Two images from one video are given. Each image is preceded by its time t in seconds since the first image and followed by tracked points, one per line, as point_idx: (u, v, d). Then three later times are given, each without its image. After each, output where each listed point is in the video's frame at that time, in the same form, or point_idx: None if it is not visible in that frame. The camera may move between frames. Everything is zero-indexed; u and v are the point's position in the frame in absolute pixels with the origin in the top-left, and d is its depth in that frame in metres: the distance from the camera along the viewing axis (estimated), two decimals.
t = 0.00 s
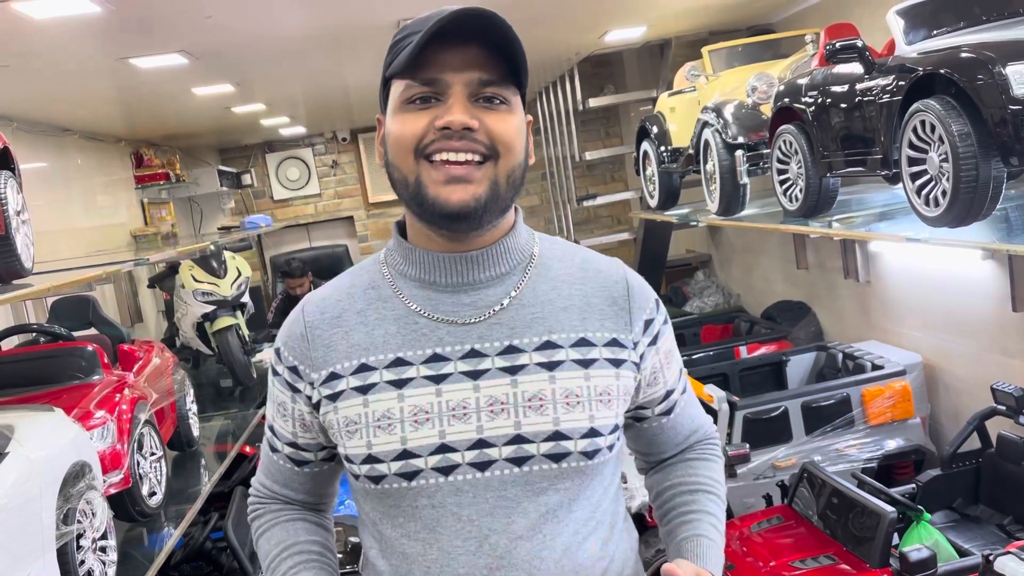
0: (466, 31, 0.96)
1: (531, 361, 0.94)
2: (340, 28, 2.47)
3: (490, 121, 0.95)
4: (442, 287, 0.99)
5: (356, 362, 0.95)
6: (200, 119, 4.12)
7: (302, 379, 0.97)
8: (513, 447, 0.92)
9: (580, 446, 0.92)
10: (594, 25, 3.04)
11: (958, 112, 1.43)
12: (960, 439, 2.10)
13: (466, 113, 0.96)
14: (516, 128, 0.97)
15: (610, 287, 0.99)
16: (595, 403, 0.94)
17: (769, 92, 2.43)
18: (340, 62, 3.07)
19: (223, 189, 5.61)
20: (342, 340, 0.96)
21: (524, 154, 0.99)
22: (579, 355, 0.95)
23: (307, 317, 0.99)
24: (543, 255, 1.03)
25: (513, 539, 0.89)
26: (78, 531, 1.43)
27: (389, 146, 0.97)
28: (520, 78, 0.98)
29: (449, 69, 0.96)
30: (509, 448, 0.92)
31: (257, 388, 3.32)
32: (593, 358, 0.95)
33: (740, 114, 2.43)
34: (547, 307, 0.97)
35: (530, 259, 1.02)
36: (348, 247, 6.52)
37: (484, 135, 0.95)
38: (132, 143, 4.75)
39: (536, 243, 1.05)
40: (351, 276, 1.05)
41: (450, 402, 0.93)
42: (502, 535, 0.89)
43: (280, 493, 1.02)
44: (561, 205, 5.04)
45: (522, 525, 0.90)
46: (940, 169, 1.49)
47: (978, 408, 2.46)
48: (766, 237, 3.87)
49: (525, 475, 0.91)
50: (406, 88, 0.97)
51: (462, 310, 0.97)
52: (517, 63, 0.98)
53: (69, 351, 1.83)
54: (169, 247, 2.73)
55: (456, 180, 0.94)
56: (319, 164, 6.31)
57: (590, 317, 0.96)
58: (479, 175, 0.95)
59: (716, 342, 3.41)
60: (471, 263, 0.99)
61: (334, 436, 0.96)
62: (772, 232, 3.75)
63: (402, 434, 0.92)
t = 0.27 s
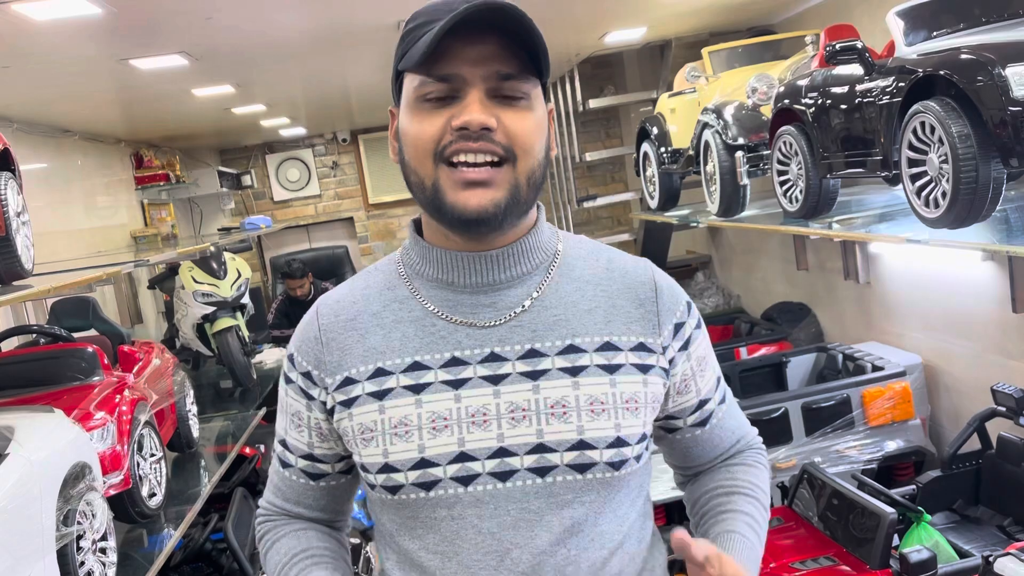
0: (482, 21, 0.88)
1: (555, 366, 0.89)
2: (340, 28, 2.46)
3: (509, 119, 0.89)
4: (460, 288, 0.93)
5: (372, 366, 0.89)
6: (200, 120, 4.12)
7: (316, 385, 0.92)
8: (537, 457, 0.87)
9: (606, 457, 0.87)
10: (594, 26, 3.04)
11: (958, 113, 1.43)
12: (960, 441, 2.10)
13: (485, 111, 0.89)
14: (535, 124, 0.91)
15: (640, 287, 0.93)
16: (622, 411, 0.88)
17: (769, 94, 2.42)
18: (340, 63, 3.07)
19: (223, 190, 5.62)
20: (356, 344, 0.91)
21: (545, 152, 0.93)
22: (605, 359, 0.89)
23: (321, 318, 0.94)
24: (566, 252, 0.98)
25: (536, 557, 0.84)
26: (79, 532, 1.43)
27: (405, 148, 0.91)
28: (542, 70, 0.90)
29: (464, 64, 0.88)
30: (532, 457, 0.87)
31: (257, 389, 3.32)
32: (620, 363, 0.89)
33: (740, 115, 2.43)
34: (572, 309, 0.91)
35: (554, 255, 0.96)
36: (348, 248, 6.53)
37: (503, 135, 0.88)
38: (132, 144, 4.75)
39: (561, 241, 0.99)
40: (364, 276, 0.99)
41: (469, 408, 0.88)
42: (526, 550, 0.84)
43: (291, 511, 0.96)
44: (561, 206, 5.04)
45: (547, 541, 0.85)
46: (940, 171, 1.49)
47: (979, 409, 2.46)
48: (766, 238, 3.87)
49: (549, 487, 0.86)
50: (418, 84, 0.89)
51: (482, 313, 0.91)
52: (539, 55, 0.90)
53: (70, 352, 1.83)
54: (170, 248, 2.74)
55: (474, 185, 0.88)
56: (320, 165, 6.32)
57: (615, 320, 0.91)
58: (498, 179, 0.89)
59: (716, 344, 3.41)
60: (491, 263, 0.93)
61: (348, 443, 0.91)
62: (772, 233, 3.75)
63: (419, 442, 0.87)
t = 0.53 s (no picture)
0: (458, 42, 0.92)
1: (570, 373, 0.95)
2: (340, 30, 2.47)
3: (502, 137, 0.94)
4: (472, 297, 1.00)
5: (390, 377, 0.96)
6: (200, 121, 4.12)
7: (336, 395, 0.98)
8: (556, 465, 0.94)
9: (626, 463, 0.93)
10: (594, 27, 3.04)
11: (958, 114, 1.43)
12: (960, 442, 2.10)
13: (478, 133, 0.94)
14: (527, 135, 0.96)
15: (653, 288, 0.99)
16: (638, 417, 0.95)
17: (769, 95, 2.45)
18: (341, 64, 3.07)
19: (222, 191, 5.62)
20: (374, 356, 0.98)
21: (543, 156, 0.99)
22: (620, 364, 0.95)
23: (337, 327, 1.01)
24: (579, 258, 1.04)
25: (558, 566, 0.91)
26: (79, 533, 1.43)
27: (404, 178, 0.97)
28: (523, 73, 0.95)
29: (446, 88, 0.93)
30: (551, 466, 0.94)
31: (257, 390, 3.32)
32: (636, 365, 0.95)
33: (740, 116, 2.43)
34: (586, 316, 0.98)
35: (569, 259, 1.03)
36: (348, 248, 6.52)
37: (502, 155, 0.94)
38: (131, 145, 4.75)
39: (573, 241, 1.06)
40: (382, 287, 1.06)
41: (489, 418, 0.94)
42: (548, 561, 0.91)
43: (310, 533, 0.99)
44: (561, 206, 5.04)
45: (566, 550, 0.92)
46: (940, 172, 1.49)
47: (979, 410, 2.46)
48: (766, 239, 3.87)
49: (570, 495, 0.93)
50: (406, 119, 0.95)
51: (499, 322, 0.98)
52: (517, 60, 0.94)
53: (70, 353, 1.83)
54: (170, 249, 2.73)
55: (485, 212, 0.94)
56: (320, 166, 6.32)
57: (630, 321, 0.97)
58: (502, 199, 0.95)
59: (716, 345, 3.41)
60: (503, 273, 1.00)
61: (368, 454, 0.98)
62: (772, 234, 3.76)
63: (442, 453, 0.94)
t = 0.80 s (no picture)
0: (435, 41, 0.92)
1: (559, 373, 0.95)
2: (341, 31, 2.47)
3: (480, 137, 0.94)
4: (460, 303, 1.00)
5: (381, 384, 0.97)
6: (200, 121, 4.12)
7: (329, 402, 0.98)
8: (547, 464, 0.94)
9: (616, 459, 0.94)
10: (594, 28, 3.05)
11: (957, 115, 1.43)
12: (960, 442, 2.10)
13: (455, 132, 0.94)
14: (507, 133, 0.96)
15: (637, 284, 0.99)
16: (627, 413, 0.95)
17: (769, 95, 2.44)
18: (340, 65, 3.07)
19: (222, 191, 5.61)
20: (363, 363, 0.98)
21: (521, 159, 0.98)
22: (608, 362, 0.95)
23: (326, 334, 1.01)
24: (563, 257, 1.04)
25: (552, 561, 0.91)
26: (78, 534, 1.43)
27: (384, 180, 0.97)
28: (501, 75, 0.95)
29: (424, 89, 0.94)
30: (543, 465, 0.94)
31: (257, 390, 3.32)
32: (623, 363, 0.95)
33: (740, 117, 2.43)
34: (572, 315, 0.98)
35: (553, 259, 1.03)
36: (348, 249, 6.53)
37: (481, 154, 0.93)
38: (132, 145, 4.75)
39: (557, 240, 1.06)
40: (369, 295, 1.06)
41: (480, 421, 0.94)
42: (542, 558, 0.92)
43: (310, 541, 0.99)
44: (561, 207, 5.04)
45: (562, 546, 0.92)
46: (939, 172, 1.49)
47: (979, 411, 2.46)
48: (766, 240, 3.87)
49: (564, 494, 0.93)
50: (386, 119, 0.95)
51: (486, 325, 0.98)
52: (495, 62, 0.95)
53: (69, 354, 1.83)
54: (169, 249, 2.74)
55: (462, 211, 0.94)
56: (319, 167, 6.32)
57: (615, 319, 0.97)
58: (479, 197, 0.94)
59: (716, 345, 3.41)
60: (488, 276, 1.00)
61: (363, 462, 0.98)
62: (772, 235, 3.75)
63: (434, 457, 0.94)
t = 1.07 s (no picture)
0: (414, 34, 0.94)
1: (530, 356, 0.93)
2: (340, 31, 2.47)
3: (455, 126, 0.94)
4: (438, 291, 0.98)
5: (362, 366, 0.93)
6: (201, 121, 4.12)
7: (315, 386, 0.95)
8: (519, 443, 0.91)
9: (584, 438, 0.91)
10: (594, 28, 3.05)
11: (957, 115, 1.43)
12: (960, 442, 2.10)
13: (431, 120, 0.94)
14: (482, 128, 0.96)
15: (602, 276, 0.98)
16: (594, 395, 0.92)
17: (769, 95, 2.44)
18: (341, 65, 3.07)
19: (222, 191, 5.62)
20: (344, 346, 0.95)
21: (495, 153, 0.98)
22: (575, 347, 0.93)
23: (312, 322, 0.98)
24: (534, 251, 1.02)
25: (527, 536, 0.87)
26: (78, 534, 1.43)
27: (364, 167, 0.96)
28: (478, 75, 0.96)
29: (406, 80, 0.94)
30: (515, 444, 0.91)
31: (257, 391, 3.32)
32: (590, 348, 0.93)
33: (740, 117, 2.43)
34: (542, 302, 0.96)
35: (524, 254, 1.01)
36: (348, 249, 6.53)
37: (453, 142, 0.93)
38: (132, 146, 4.75)
39: (529, 240, 1.04)
40: (350, 286, 1.03)
41: (456, 400, 0.92)
42: (517, 534, 0.88)
43: (302, 532, 0.94)
44: (562, 208, 5.04)
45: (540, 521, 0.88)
46: (939, 172, 1.49)
47: (979, 411, 2.46)
48: (766, 240, 3.87)
49: (535, 471, 0.90)
50: (368, 107, 0.95)
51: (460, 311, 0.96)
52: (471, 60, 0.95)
53: (69, 354, 1.83)
54: (169, 249, 2.74)
55: (434, 192, 0.93)
56: (320, 167, 6.33)
57: (582, 307, 0.95)
58: (453, 184, 0.93)
59: (716, 345, 3.41)
60: (462, 265, 0.98)
61: (343, 445, 0.94)
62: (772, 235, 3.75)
63: (412, 435, 0.91)
